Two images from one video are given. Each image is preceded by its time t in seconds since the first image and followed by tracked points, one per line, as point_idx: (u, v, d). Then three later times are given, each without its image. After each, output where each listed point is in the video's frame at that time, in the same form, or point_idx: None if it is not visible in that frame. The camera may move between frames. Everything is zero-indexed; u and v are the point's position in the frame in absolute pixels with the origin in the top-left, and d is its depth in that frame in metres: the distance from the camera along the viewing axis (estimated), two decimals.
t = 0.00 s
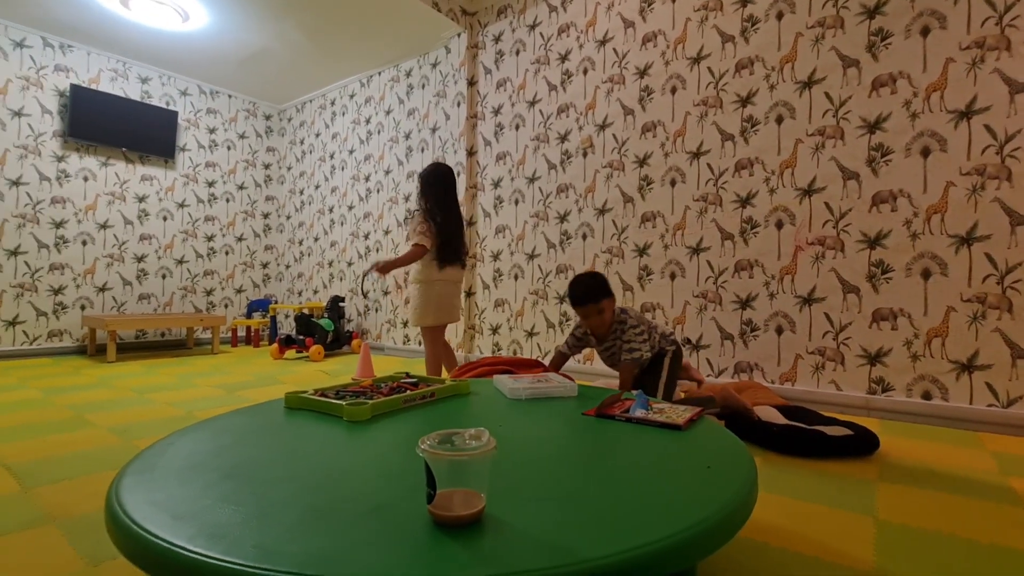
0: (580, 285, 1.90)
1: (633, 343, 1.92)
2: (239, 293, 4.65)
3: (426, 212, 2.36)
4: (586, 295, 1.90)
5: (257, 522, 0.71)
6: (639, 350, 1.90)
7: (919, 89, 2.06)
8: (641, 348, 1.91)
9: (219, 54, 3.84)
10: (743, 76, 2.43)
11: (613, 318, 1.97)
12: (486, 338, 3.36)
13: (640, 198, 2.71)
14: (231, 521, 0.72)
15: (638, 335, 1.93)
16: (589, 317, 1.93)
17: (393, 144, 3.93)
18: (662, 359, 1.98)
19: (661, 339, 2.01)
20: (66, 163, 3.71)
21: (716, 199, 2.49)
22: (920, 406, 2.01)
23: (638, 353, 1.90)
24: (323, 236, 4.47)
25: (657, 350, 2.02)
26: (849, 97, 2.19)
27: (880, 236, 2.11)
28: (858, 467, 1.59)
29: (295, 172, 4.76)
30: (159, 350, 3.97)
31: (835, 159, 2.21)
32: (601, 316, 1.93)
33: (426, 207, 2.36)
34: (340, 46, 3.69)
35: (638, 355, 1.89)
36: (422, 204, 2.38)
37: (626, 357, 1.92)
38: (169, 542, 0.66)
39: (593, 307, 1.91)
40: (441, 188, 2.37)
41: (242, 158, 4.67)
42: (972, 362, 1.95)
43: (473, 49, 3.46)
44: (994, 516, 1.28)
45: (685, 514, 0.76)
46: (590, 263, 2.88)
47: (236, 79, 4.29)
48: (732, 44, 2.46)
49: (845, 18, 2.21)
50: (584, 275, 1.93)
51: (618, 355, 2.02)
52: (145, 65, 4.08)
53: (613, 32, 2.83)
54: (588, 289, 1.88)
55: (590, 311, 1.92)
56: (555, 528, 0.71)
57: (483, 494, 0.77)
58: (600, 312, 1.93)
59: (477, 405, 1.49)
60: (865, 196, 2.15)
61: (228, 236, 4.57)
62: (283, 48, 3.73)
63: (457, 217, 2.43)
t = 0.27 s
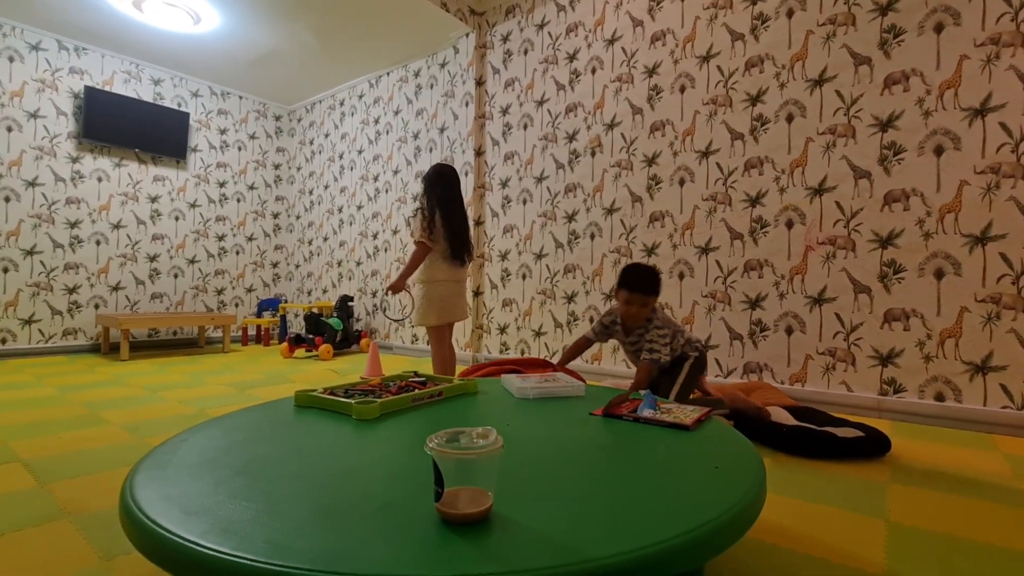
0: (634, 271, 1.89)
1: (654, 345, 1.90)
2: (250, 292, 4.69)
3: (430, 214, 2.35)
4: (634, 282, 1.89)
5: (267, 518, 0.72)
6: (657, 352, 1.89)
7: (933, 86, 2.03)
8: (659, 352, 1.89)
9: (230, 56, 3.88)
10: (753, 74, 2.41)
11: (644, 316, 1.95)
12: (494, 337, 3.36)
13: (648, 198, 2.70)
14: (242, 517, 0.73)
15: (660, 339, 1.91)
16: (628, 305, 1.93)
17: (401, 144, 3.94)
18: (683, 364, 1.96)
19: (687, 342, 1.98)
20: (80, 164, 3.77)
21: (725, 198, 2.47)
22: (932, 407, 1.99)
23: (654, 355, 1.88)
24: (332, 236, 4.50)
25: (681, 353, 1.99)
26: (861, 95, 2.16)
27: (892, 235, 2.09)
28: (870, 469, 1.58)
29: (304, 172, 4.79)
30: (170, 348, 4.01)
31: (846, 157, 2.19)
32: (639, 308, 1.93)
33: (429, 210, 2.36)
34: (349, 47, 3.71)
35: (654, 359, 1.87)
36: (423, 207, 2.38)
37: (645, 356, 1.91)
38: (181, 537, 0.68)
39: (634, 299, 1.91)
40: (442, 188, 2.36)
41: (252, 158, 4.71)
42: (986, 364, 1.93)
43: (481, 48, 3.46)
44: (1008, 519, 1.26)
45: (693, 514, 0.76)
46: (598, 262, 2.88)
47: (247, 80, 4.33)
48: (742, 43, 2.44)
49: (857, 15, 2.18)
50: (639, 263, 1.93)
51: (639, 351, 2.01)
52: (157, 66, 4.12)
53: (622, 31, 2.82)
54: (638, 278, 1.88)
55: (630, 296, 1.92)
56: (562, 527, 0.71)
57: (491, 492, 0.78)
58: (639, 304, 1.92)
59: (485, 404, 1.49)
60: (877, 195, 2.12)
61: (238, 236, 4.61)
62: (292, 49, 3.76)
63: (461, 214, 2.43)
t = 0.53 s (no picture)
0: (687, 246, 1.99)
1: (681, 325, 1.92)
2: (260, 291, 4.73)
3: (438, 213, 2.35)
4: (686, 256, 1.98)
5: (278, 514, 0.73)
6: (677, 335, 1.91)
7: (948, 84, 2.00)
8: (682, 336, 1.92)
9: (242, 56, 3.91)
10: (764, 72, 2.39)
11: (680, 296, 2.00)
12: (502, 337, 3.36)
13: (657, 197, 2.69)
14: (253, 513, 0.73)
15: (688, 323, 1.93)
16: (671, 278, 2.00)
17: (410, 144, 3.95)
18: (694, 367, 1.92)
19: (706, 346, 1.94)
20: (94, 164, 3.82)
21: (736, 197, 2.45)
22: (946, 409, 1.96)
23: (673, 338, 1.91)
24: (341, 235, 4.53)
25: (697, 355, 1.96)
26: (874, 93, 2.14)
27: (906, 234, 2.06)
28: (883, 471, 1.56)
29: (314, 172, 4.82)
30: (182, 346, 4.06)
31: (858, 156, 2.16)
32: (681, 282, 2.00)
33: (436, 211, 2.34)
34: (358, 47, 3.73)
35: (677, 340, 1.90)
36: (430, 207, 2.37)
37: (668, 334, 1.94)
38: (193, 532, 0.68)
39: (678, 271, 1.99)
40: (447, 188, 2.36)
41: (263, 158, 4.75)
42: (1001, 365, 1.90)
43: (490, 48, 3.46)
44: None
45: (702, 515, 0.75)
46: (607, 262, 2.87)
47: (258, 80, 4.37)
48: (753, 40, 2.42)
49: (870, 11, 2.15)
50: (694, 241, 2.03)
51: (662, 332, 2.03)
52: (170, 67, 4.17)
53: (631, 29, 2.81)
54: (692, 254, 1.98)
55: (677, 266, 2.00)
56: (570, 526, 0.71)
57: (498, 490, 0.78)
58: (683, 280, 2.00)
59: (494, 403, 1.49)
60: (890, 194, 2.10)
61: (249, 235, 4.65)
62: (303, 50, 3.79)
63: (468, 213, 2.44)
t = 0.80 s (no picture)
0: (729, 241, 2.04)
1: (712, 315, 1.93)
2: (278, 290, 4.80)
3: (454, 213, 2.33)
4: (723, 250, 2.02)
5: (294, 509, 0.74)
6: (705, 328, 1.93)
7: (974, 78, 1.95)
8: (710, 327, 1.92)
9: (260, 58, 3.96)
10: (782, 68, 2.35)
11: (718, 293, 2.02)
12: (516, 336, 3.37)
13: (673, 196, 2.67)
14: (270, 507, 0.75)
15: (719, 315, 1.92)
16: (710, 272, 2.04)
17: (425, 144, 3.98)
18: (719, 371, 1.93)
19: (733, 354, 1.94)
20: (119, 165, 3.91)
21: (753, 196, 2.42)
22: (971, 412, 1.91)
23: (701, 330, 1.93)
24: (357, 235, 4.57)
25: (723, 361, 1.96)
26: (897, 88, 2.09)
27: (929, 233, 2.01)
28: (905, 475, 1.52)
29: (331, 172, 4.88)
30: (202, 344, 4.14)
31: (880, 153, 2.12)
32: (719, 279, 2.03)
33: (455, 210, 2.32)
34: (375, 48, 3.76)
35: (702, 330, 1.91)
36: (444, 208, 2.35)
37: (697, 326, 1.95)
38: (212, 525, 0.70)
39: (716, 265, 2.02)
40: (462, 187, 2.37)
41: (281, 159, 4.81)
42: None
43: (505, 47, 3.46)
44: None
45: (717, 516, 0.75)
46: (622, 261, 2.85)
47: (277, 82, 4.43)
48: (771, 36, 2.39)
49: (893, 5, 2.11)
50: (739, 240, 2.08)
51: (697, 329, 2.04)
52: (192, 70, 4.25)
53: (647, 27, 2.79)
54: (730, 249, 2.01)
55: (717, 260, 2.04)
56: (583, 526, 0.71)
57: (512, 489, 0.78)
58: (717, 275, 2.02)
59: (507, 402, 1.50)
60: (913, 192, 2.05)
61: (267, 235, 4.72)
62: (320, 51, 3.83)
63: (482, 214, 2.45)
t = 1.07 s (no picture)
0: (739, 249, 1.99)
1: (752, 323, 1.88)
2: (293, 288, 4.85)
3: (470, 213, 2.32)
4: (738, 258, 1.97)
5: (308, 505, 0.75)
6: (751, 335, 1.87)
7: (997, 73, 1.90)
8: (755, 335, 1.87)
9: (276, 60, 4.01)
10: (798, 64, 2.32)
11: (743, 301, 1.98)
12: (528, 335, 3.37)
13: (687, 194, 2.64)
14: (284, 503, 0.76)
15: (759, 322, 1.88)
16: (725, 282, 2.00)
17: (438, 143, 3.99)
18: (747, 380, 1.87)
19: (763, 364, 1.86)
20: (138, 166, 3.99)
21: (768, 194, 2.39)
22: (994, 415, 1.87)
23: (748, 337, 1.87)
24: (371, 234, 4.60)
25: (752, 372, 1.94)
26: (917, 84, 2.05)
27: (950, 231, 1.97)
28: (924, 478, 1.50)
29: (345, 172, 4.92)
30: (219, 342, 4.21)
31: (899, 150, 2.08)
32: (741, 287, 1.98)
33: (471, 210, 2.31)
34: (388, 49, 3.78)
35: (751, 339, 1.85)
36: (461, 208, 2.33)
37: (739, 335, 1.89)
38: (228, 520, 0.71)
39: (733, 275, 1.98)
40: (477, 187, 2.37)
41: (296, 159, 4.87)
42: None
43: (517, 46, 3.46)
44: None
45: (729, 516, 0.74)
46: (634, 260, 2.84)
47: (292, 83, 4.48)
48: (787, 32, 2.35)
49: None
50: (752, 247, 2.02)
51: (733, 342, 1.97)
52: (209, 72, 4.32)
53: (660, 24, 2.76)
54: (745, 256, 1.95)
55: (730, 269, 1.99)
56: (593, 524, 0.71)
57: (522, 488, 0.78)
58: (731, 283, 1.98)
59: (518, 400, 1.50)
60: (933, 189, 2.01)
61: (283, 234, 4.78)
62: (334, 52, 3.86)
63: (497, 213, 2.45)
